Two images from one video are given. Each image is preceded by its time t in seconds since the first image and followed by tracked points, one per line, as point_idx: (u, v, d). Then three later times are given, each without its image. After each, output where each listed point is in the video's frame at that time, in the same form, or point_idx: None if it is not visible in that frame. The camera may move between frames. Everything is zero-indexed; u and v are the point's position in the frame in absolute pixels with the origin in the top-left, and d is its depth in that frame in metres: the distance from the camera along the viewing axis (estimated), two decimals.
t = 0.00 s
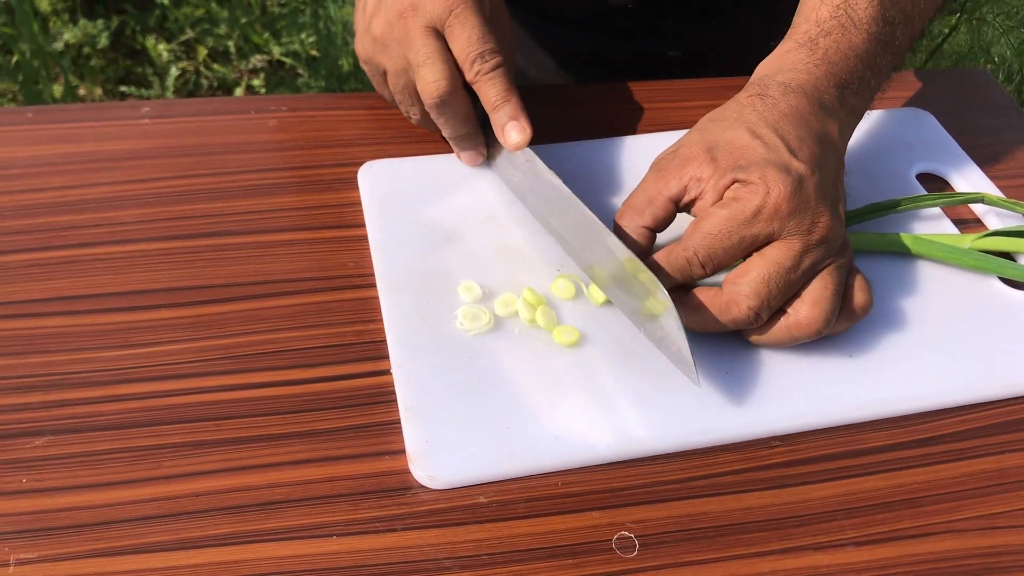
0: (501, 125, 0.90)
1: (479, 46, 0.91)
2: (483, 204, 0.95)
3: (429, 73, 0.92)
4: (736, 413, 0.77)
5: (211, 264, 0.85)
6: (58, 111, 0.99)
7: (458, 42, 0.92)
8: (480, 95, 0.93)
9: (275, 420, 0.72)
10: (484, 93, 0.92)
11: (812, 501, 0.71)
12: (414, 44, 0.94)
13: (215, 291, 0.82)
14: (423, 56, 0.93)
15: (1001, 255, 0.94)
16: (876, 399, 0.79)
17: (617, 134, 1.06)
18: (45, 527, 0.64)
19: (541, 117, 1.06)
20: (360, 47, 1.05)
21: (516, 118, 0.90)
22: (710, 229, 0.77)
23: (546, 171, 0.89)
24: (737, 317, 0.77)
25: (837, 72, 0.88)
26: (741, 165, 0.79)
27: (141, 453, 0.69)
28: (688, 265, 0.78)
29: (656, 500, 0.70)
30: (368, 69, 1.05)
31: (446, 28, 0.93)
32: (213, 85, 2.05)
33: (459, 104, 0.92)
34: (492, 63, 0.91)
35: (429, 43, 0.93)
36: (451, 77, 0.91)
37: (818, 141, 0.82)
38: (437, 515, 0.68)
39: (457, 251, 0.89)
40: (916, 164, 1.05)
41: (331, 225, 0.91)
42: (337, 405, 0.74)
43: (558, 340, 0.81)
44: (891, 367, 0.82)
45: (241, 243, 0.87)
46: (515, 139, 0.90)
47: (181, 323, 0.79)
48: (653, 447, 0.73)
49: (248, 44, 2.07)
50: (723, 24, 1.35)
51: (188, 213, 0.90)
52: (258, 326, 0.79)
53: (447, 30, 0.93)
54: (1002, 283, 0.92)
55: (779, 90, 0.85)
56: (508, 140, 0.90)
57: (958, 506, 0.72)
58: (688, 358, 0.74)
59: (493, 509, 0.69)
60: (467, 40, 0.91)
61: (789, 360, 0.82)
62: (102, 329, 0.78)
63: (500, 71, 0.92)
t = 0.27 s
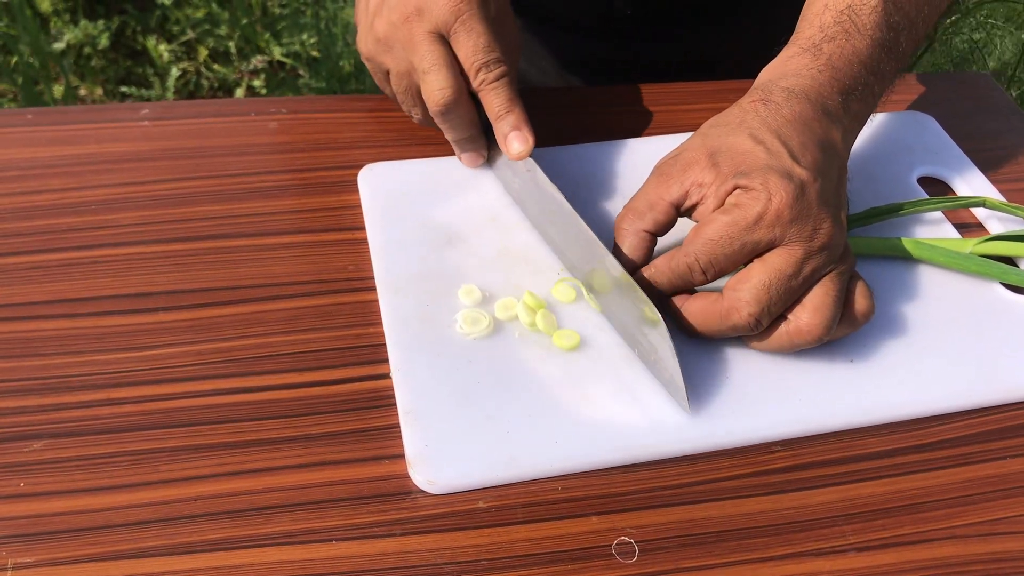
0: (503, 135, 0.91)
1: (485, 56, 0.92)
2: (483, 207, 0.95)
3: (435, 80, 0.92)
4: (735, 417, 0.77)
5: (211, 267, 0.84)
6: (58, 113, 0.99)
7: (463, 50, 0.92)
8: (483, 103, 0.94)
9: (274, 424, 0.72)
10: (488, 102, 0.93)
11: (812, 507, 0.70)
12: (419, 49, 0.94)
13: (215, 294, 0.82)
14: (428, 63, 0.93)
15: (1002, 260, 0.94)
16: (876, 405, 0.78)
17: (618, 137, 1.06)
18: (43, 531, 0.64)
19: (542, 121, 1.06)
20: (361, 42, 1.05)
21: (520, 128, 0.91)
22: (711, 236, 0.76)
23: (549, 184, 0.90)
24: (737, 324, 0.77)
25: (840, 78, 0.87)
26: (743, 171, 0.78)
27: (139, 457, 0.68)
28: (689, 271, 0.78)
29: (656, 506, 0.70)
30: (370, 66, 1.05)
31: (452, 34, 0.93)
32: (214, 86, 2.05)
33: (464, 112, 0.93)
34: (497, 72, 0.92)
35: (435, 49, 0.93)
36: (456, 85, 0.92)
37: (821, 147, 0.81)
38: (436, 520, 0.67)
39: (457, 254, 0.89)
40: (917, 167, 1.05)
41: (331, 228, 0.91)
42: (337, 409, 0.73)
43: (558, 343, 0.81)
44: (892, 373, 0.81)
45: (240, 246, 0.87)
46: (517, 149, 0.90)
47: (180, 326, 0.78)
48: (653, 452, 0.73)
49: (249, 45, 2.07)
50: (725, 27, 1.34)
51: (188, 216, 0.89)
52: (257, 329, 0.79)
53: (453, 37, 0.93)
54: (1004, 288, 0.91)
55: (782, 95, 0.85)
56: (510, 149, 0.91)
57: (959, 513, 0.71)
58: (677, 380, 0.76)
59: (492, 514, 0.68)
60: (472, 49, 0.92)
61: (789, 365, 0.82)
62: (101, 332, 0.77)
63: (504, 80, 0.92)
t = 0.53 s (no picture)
0: (457, 98, 0.95)
1: (441, 21, 0.97)
2: (481, 209, 0.94)
3: (390, 42, 0.97)
4: (734, 421, 0.76)
5: (209, 269, 0.84)
6: (56, 114, 0.99)
7: (420, 15, 0.98)
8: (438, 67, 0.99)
9: (271, 427, 0.71)
10: (443, 66, 0.97)
11: (811, 512, 0.70)
12: (377, 12, 0.99)
13: (212, 296, 0.82)
14: (386, 26, 0.98)
15: (1002, 263, 0.94)
16: (875, 409, 0.78)
17: (616, 139, 1.06)
18: (38, 535, 0.63)
19: (541, 124, 1.06)
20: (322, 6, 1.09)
21: (472, 92, 0.95)
22: (711, 239, 0.76)
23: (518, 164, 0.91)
24: (737, 329, 0.77)
25: (840, 81, 0.87)
26: (743, 175, 0.78)
27: (136, 460, 0.68)
28: (688, 275, 0.78)
29: (654, 510, 0.69)
30: (329, 28, 1.10)
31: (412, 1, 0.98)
32: (214, 86, 2.04)
33: (419, 76, 0.98)
34: (452, 38, 0.97)
35: (394, 13, 0.98)
36: (411, 48, 0.97)
37: (821, 151, 0.81)
38: (433, 525, 0.67)
39: (455, 257, 0.89)
40: (916, 169, 1.05)
41: (329, 230, 0.90)
42: (334, 412, 0.73)
43: (557, 347, 0.80)
44: (892, 377, 0.81)
45: (238, 248, 0.87)
46: (470, 112, 0.94)
47: (177, 329, 0.78)
48: (652, 456, 0.73)
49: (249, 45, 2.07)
50: (724, 28, 1.34)
51: (185, 218, 0.89)
52: (254, 332, 0.79)
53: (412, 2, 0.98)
54: (1004, 292, 0.91)
55: (782, 98, 0.84)
56: (463, 113, 0.95)
57: (958, 518, 0.71)
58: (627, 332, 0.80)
59: (489, 518, 0.68)
60: (430, 15, 0.97)
61: (788, 369, 0.81)
62: (98, 334, 0.77)
63: (458, 46, 0.98)
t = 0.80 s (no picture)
0: (500, 120, 0.90)
1: (476, 40, 0.92)
2: (481, 211, 0.94)
3: (427, 68, 0.92)
4: (734, 425, 0.76)
5: (207, 271, 0.84)
6: (54, 115, 0.98)
7: (454, 35, 0.92)
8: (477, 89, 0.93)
9: (269, 431, 0.71)
10: (481, 87, 0.92)
11: (811, 517, 0.70)
12: (411, 37, 0.95)
13: (210, 299, 0.81)
14: (420, 52, 0.93)
15: (1003, 267, 0.94)
16: (876, 413, 0.78)
17: (616, 141, 1.05)
18: (34, 539, 0.63)
19: (541, 125, 1.06)
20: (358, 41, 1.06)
21: (515, 112, 0.90)
22: (713, 243, 0.76)
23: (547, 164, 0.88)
24: (738, 333, 0.76)
25: (843, 84, 0.87)
26: (745, 179, 0.78)
27: (133, 464, 0.68)
28: (690, 279, 0.77)
29: (653, 515, 0.69)
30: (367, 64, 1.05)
31: (442, 21, 0.93)
32: (214, 85, 2.03)
33: (457, 99, 0.93)
34: (489, 56, 0.92)
35: (428, 37, 0.93)
36: (447, 72, 0.92)
37: (824, 155, 0.81)
38: (432, 529, 0.67)
39: (454, 259, 0.89)
40: (918, 172, 1.04)
41: (328, 232, 0.90)
42: (332, 416, 0.73)
43: (556, 350, 0.80)
44: (893, 381, 0.81)
45: (237, 250, 0.86)
46: (514, 133, 0.90)
47: (175, 331, 0.78)
48: (652, 461, 0.73)
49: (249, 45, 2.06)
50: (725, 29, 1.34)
51: (184, 220, 0.89)
52: (253, 335, 0.78)
53: (445, 24, 0.93)
54: (1005, 296, 0.91)
55: (785, 102, 0.84)
56: (507, 135, 0.90)
57: (958, 523, 0.71)
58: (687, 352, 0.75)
59: (488, 523, 0.68)
60: (464, 33, 0.92)
61: (789, 373, 0.81)
62: (96, 337, 0.77)
63: (497, 64, 0.92)
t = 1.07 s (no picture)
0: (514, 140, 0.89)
1: (493, 61, 0.90)
2: (481, 214, 0.94)
3: (441, 87, 0.91)
4: (734, 430, 0.76)
5: (206, 274, 0.84)
6: (54, 117, 0.98)
7: (470, 56, 0.91)
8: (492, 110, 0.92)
9: (268, 434, 0.71)
10: (497, 108, 0.90)
11: (811, 521, 0.70)
12: (425, 56, 0.93)
13: (209, 301, 0.81)
14: (435, 70, 0.92)
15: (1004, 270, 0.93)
16: (877, 417, 0.78)
17: (617, 144, 1.05)
18: (33, 542, 0.63)
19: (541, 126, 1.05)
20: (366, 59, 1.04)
21: (530, 133, 0.89)
22: (712, 248, 0.76)
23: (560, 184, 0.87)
24: (738, 337, 0.76)
25: (842, 88, 0.87)
26: (745, 183, 0.78)
27: (132, 467, 0.68)
28: (690, 284, 0.77)
29: (653, 519, 0.69)
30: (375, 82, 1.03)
31: (458, 41, 0.92)
32: (214, 85, 2.03)
33: (469, 119, 0.92)
34: (505, 78, 0.90)
35: (441, 56, 0.92)
36: (463, 91, 0.90)
37: (823, 158, 0.81)
38: (431, 533, 0.67)
39: (454, 261, 0.89)
40: (918, 175, 1.04)
41: (327, 234, 0.90)
42: (331, 419, 0.73)
43: (556, 353, 0.80)
44: (893, 385, 0.81)
45: (236, 252, 0.86)
46: (528, 154, 0.88)
47: (174, 334, 0.78)
48: (652, 465, 0.72)
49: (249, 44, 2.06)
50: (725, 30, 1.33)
51: (183, 221, 0.89)
52: (252, 337, 0.78)
53: (460, 44, 0.92)
54: (1006, 299, 0.91)
55: (784, 105, 0.84)
56: (520, 155, 0.89)
57: (959, 527, 0.71)
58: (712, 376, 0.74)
59: (488, 527, 0.68)
60: (481, 54, 0.90)
61: (789, 376, 0.81)
62: (95, 340, 0.77)
63: (513, 86, 0.91)
